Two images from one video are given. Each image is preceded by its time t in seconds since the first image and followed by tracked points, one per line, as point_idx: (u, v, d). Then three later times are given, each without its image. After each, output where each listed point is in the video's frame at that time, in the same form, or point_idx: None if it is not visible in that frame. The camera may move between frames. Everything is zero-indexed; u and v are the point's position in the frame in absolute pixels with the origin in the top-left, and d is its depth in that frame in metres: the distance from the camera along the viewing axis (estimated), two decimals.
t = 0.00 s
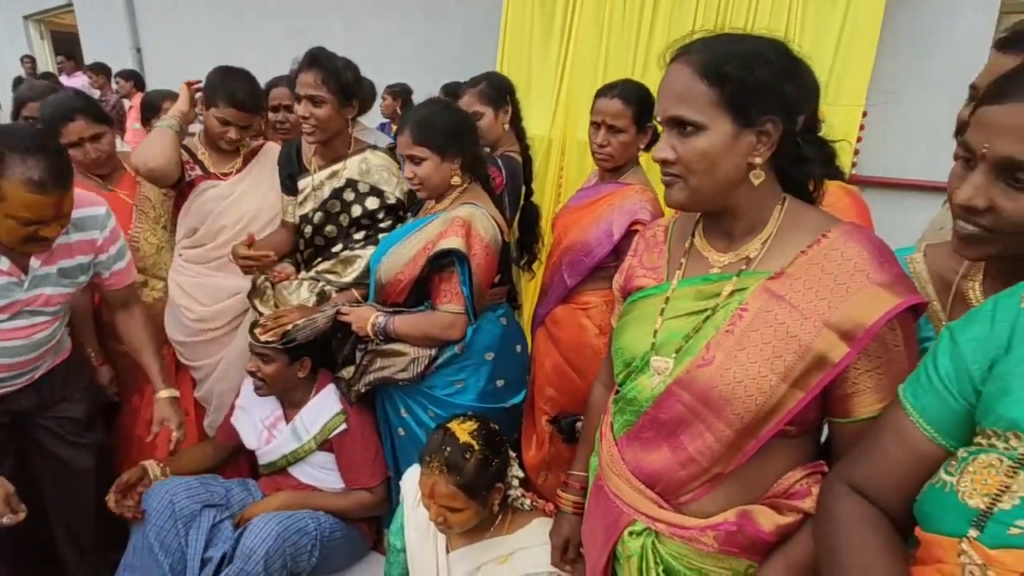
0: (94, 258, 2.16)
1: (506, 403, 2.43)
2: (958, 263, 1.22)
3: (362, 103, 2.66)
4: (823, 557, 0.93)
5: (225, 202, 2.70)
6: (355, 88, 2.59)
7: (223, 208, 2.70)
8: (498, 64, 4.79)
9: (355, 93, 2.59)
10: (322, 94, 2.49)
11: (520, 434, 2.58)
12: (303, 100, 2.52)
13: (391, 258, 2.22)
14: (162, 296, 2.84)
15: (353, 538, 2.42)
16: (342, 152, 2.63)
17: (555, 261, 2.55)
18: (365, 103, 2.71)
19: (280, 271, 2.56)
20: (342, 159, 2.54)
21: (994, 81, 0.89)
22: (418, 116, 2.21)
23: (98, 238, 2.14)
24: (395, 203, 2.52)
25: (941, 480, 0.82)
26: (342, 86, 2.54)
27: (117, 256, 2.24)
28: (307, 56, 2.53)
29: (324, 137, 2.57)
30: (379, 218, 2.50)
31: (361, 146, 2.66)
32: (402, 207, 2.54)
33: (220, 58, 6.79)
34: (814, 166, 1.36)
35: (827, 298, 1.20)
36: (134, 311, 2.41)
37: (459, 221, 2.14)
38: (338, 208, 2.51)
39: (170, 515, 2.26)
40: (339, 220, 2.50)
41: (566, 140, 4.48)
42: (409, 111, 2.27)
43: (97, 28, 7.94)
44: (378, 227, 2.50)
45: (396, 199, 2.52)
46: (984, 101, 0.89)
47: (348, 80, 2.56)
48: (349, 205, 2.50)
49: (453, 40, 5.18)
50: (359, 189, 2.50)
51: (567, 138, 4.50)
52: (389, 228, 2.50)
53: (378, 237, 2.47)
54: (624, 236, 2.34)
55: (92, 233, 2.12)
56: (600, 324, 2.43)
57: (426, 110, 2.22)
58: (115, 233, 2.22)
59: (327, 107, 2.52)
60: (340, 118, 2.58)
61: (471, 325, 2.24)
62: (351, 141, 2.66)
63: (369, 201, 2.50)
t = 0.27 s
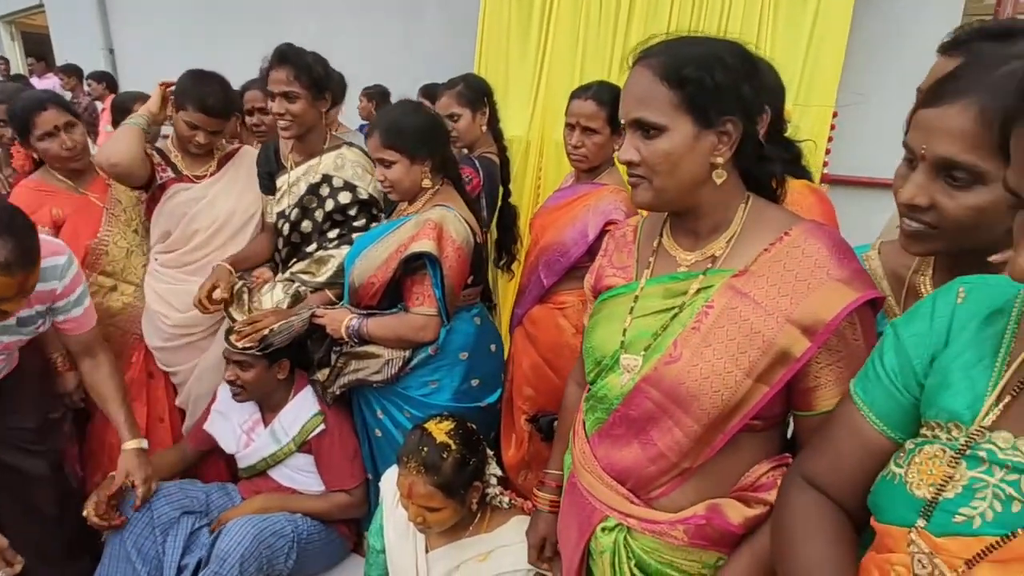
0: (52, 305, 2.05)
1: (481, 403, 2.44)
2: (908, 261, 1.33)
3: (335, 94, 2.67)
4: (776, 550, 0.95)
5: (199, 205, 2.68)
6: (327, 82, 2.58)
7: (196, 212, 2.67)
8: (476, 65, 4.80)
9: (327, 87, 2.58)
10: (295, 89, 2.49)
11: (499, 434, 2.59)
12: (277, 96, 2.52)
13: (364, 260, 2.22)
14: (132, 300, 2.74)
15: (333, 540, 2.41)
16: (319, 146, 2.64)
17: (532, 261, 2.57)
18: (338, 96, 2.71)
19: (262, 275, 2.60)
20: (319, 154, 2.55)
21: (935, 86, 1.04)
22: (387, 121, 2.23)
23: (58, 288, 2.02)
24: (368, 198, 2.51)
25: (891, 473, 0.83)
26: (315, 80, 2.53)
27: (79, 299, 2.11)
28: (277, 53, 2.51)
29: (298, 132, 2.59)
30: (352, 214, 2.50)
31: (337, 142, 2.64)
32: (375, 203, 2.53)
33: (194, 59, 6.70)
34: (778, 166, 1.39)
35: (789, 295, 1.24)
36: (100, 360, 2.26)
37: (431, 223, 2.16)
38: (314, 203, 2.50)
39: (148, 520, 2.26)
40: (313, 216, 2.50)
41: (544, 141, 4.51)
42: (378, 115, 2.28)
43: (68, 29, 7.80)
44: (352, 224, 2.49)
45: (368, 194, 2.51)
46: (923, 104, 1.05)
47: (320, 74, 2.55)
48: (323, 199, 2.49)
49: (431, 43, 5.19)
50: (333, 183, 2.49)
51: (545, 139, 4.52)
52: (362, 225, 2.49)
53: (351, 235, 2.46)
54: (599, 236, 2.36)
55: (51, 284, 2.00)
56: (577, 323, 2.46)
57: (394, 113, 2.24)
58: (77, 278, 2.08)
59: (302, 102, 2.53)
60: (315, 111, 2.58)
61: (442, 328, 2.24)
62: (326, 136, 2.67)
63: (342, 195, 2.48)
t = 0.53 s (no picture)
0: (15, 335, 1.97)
1: (466, 404, 2.45)
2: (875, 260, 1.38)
3: (319, 95, 2.63)
4: (750, 548, 0.97)
5: (184, 212, 2.64)
6: (310, 84, 2.56)
7: (183, 219, 2.64)
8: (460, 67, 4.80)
9: (308, 88, 2.56)
10: (280, 100, 2.52)
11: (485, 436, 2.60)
12: (263, 109, 2.54)
13: (346, 263, 2.23)
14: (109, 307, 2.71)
15: (321, 546, 2.40)
16: (308, 148, 2.66)
17: (516, 263, 2.59)
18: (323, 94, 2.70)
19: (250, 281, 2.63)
20: (307, 155, 2.57)
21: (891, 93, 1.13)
22: (368, 122, 2.25)
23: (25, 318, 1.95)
24: (355, 197, 2.52)
25: (859, 468, 0.86)
26: (296, 84, 2.52)
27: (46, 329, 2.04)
28: (254, 65, 2.49)
29: (291, 141, 2.62)
30: (339, 214, 2.50)
31: (326, 143, 2.66)
32: (362, 203, 2.54)
33: (175, 62, 6.62)
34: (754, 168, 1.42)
35: (764, 293, 1.27)
36: (59, 391, 2.13)
37: (413, 227, 2.17)
38: (303, 203, 2.52)
39: (131, 529, 2.24)
40: (303, 215, 2.51)
41: (528, 142, 4.53)
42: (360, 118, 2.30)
43: (43, 29, 7.67)
44: (336, 225, 2.49)
45: (355, 194, 2.52)
46: (883, 109, 1.14)
47: (299, 75, 2.53)
48: (314, 197, 2.51)
49: (414, 43, 5.19)
50: (323, 182, 2.51)
51: (529, 140, 4.53)
52: (348, 225, 2.49)
53: (335, 236, 2.46)
54: (582, 237, 2.39)
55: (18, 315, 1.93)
56: (561, 324, 2.47)
57: (372, 116, 2.25)
58: (47, 308, 2.01)
59: (289, 111, 2.56)
60: (303, 116, 2.60)
61: (426, 330, 2.24)
62: (314, 139, 2.69)
63: (330, 194, 2.49)
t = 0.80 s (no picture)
0: None
1: (452, 406, 2.46)
2: (848, 256, 1.44)
3: (298, 95, 2.63)
4: (726, 544, 0.98)
5: (162, 219, 2.60)
6: (287, 89, 2.55)
7: (161, 226, 2.60)
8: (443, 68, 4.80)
9: (287, 92, 2.56)
10: (260, 110, 2.51)
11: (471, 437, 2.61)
12: (246, 119, 2.56)
13: (329, 266, 2.22)
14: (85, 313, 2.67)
15: (309, 550, 2.38)
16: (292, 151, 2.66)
17: (498, 264, 2.60)
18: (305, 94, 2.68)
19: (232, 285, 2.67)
20: (290, 159, 2.56)
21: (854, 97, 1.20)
22: (352, 121, 2.29)
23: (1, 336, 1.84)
24: (340, 200, 2.51)
25: (823, 461, 0.88)
26: (273, 91, 2.51)
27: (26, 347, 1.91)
28: (231, 75, 2.47)
29: (275, 146, 2.62)
30: (323, 217, 2.49)
31: (310, 147, 2.66)
32: (346, 207, 2.53)
33: (156, 64, 6.57)
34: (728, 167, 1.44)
35: (739, 290, 1.29)
36: (47, 406, 2.00)
37: (395, 228, 2.17)
38: (287, 206, 2.51)
39: (116, 537, 2.23)
40: (286, 219, 2.50)
41: (512, 142, 4.54)
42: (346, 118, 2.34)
43: (22, 32, 7.58)
44: (320, 228, 2.49)
45: (340, 197, 2.52)
46: (848, 111, 1.20)
47: (279, 82, 2.52)
48: (297, 201, 2.50)
49: (397, 44, 5.18)
50: (307, 186, 2.50)
51: (514, 141, 4.54)
52: (331, 228, 2.49)
53: (319, 238, 2.46)
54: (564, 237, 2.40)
55: None
56: (544, 324, 2.48)
57: (360, 114, 2.30)
58: (26, 324, 1.89)
59: (271, 119, 2.55)
60: (286, 121, 2.60)
61: (411, 332, 2.24)
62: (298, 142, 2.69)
63: (314, 198, 2.49)
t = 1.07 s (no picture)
0: None
1: (438, 406, 2.46)
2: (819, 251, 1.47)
3: (280, 97, 2.62)
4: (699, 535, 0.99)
5: (140, 226, 2.58)
6: (269, 91, 2.55)
7: (138, 232, 2.58)
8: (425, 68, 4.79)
9: (268, 93, 2.55)
10: (239, 110, 2.50)
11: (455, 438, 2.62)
12: (224, 119, 2.53)
13: (313, 267, 2.22)
14: (62, 317, 2.64)
15: (294, 552, 2.38)
16: (272, 153, 2.64)
17: (479, 264, 2.61)
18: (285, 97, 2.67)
19: (212, 290, 2.64)
20: (271, 160, 2.55)
21: (817, 95, 1.25)
22: (336, 121, 2.31)
23: None
24: (322, 202, 2.52)
25: (785, 448, 0.90)
26: (254, 92, 2.50)
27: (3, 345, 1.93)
28: (212, 73, 2.48)
29: (253, 148, 2.60)
30: (306, 218, 2.49)
31: (291, 148, 2.65)
32: (329, 207, 2.54)
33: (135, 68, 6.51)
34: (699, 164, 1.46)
35: (712, 285, 1.30)
36: (18, 410, 1.99)
37: (380, 229, 2.17)
38: (267, 208, 2.50)
39: (98, 543, 2.23)
40: (268, 221, 2.49)
41: (495, 143, 4.55)
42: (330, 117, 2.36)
43: None
44: (303, 229, 2.49)
45: (323, 198, 2.52)
46: (813, 109, 1.24)
47: (258, 83, 2.52)
48: (278, 203, 2.49)
49: (379, 46, 5.19)
50: (288, 188, 2.50)
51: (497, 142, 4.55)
52: (315, 230, 2.49)
53: (303, 240, 2.46)
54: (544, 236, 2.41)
55: None
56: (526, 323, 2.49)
57: (345, 115, 2.33)
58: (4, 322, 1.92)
59: (251, 120, 2.54)
60: (266, 122, 2.58)
61: (399, 332, 2.25)
62: (278, 143, 2.67)
63: (297, 199, 2.49)
